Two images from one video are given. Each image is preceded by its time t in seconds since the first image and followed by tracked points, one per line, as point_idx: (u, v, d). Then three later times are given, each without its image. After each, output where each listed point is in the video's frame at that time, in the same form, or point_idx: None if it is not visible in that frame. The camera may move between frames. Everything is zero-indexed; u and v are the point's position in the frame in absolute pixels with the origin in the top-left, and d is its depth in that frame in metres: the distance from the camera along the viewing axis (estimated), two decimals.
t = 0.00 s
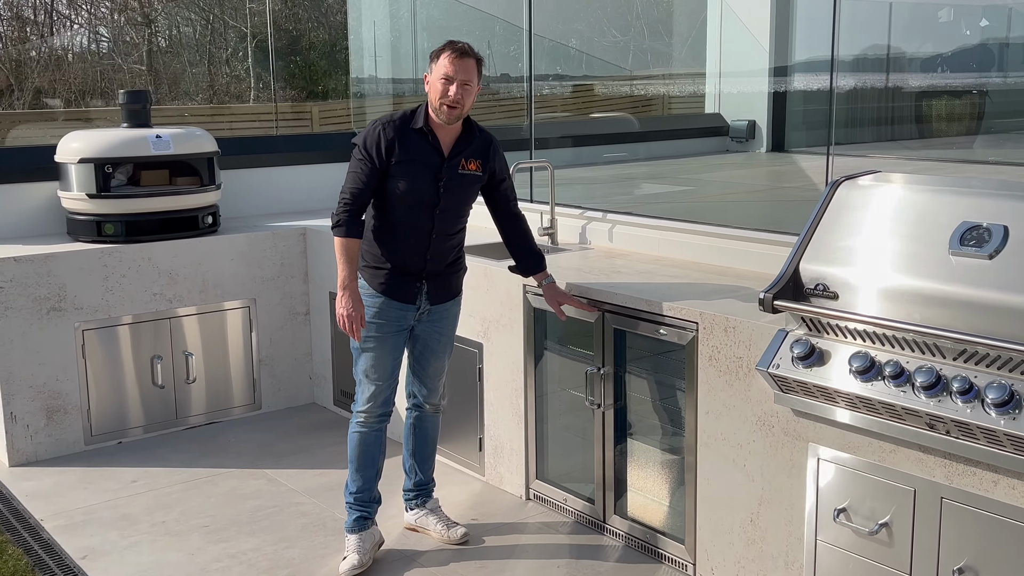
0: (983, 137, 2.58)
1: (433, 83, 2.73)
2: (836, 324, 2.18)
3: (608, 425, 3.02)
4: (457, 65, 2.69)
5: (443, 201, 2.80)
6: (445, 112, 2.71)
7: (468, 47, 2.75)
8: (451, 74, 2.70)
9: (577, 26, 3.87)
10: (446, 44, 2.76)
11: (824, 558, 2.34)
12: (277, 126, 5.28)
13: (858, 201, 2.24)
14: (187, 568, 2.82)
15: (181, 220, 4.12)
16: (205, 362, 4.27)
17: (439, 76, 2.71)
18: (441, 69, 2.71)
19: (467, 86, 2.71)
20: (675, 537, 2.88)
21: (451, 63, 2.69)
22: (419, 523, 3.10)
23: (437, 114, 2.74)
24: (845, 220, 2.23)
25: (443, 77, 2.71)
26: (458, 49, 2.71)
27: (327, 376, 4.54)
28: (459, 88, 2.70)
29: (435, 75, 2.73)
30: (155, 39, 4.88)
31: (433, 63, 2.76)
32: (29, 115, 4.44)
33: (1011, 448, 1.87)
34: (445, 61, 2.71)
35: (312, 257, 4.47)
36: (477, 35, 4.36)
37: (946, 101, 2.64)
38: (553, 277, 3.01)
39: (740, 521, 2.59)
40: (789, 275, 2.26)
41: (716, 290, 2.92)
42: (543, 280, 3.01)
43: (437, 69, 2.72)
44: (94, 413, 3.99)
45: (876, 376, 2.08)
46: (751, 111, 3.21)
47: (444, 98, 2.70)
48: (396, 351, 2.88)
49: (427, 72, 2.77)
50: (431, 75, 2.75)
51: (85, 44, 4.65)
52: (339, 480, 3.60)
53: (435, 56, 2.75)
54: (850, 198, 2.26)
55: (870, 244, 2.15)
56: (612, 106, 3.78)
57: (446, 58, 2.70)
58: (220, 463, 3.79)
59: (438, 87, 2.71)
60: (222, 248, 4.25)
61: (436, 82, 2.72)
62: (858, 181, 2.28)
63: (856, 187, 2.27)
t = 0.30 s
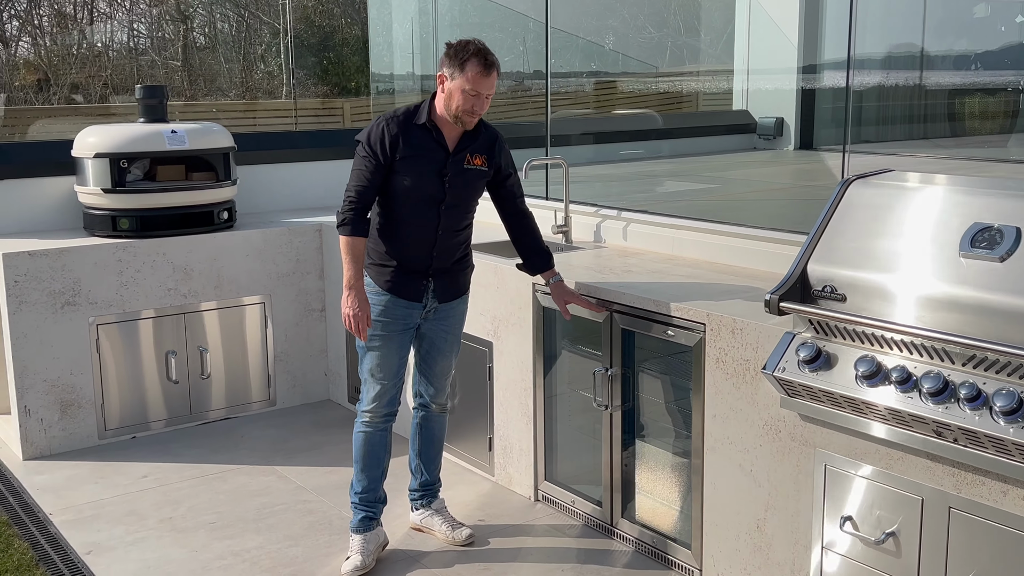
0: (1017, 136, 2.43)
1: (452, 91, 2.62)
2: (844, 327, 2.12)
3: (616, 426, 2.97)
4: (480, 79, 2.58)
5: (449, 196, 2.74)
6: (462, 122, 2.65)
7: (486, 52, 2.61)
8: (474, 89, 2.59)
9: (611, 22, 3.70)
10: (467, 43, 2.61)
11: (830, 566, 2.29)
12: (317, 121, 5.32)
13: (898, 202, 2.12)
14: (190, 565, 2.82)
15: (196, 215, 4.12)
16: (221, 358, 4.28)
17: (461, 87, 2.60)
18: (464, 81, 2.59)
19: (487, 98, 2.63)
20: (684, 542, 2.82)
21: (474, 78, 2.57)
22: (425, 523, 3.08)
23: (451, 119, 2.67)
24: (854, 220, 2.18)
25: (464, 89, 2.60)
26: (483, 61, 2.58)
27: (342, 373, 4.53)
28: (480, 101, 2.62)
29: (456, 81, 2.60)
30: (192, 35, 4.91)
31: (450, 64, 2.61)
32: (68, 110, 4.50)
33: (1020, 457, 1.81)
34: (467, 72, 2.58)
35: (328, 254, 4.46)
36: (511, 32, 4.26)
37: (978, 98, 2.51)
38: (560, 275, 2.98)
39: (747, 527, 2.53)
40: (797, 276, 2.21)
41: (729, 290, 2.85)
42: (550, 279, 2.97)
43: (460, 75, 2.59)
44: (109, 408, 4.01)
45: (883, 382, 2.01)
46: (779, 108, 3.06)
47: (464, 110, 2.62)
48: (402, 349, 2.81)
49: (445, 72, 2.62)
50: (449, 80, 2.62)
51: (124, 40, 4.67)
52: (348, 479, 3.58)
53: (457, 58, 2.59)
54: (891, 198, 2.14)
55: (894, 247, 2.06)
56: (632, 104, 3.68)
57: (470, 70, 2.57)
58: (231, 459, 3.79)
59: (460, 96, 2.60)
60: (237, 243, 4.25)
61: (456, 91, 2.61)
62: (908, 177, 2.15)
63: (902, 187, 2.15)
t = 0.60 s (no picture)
0: None
1: (473, 98, 2.59)
2: (852, 327, 2.08)
3: (625, 426, 2.92)
4: (503, 89, 2.59)
5: (457, 192, 2.73)
6: (475, 124, 2.67)
7: (504, 57, 2.58)
8: (496, 97, 2.60)
9: (640, 18, 3.58)
10: (486, 47, 2.56)
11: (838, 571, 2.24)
12: (339, 117, 5.33)
13: (929, 202, 2.05)
14: (195, 561, 2.84)
15: (210, 210, 4.13)
16: (235, 354, 4.28)
17: (485, 97, 2.59)
18: (489, 91, 2.58)
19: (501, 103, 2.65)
20: (693, 544, 2.77)
21: (500, 89, 2.58)
22: (432, 522, 3.06)
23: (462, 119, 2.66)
24: (865, 219, 2.15)
25: (487, 97, 2.59)
26: (508, 71, 2.57)
27: (355, 369, 4.52)
28: (497, 106, 2.64)
29: (479, 89, 2.57)
30: (220, 30, 4.95)
31: (470, 70, 2.56)
32: (97, 105, 4.55)
33: None
34: (492, 82, 2.57)
35: (342, 250, 4.45)
36: (538, 28, 4.16)
37: (1006, 94, 2.42)
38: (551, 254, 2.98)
39: (755, 529, 2.49)
40: (806, 274, 2.17)
41: (741, 289, 2.80)
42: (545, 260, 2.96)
43: (482, 82, 2.56)
44: (122, 402, 4.03)
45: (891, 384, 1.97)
46: (803, 103, 2.98)
47: (482, 116, 2.64)
48: (409, 347, 2.79)
49: (465, 78, 2.57)
50: (469, 87, 2.58)
51: (153, 36, 4.73)
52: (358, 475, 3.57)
53: (480, 65, 2.55)
54: (924, 197, 2.07)
55: (913, 250, 2.01)
56: (652, 99, 3.60)
57: (496, 82, 2.57)
58: (242, 454, 3.79)
59: (482, 103, 2.60)
60: (252, 239, 4.25)
61: (478, 99, 2.59)
62: (944, 176, 2.07)
63: (936, 186, 2.07)
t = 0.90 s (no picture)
0: None
1: (482, 88, 2.57)
2: (863, 326, 2.05)
3: (635, 425, 2.90)
4: (512, 78, 2.58)
5: (469, 186, 2.71)
6: (485, 115, 2.64)
7: (511, 46, 2.57)
8: (505, 85, 2.58)
9: (659, 14, 3.52)
10: (492, 36, 2.55)
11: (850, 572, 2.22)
12: (355, 112, 5.37)
13: (947, 199, 2.02)
14: (204, 558, 2.85)
15: (223, 206, 4.14)
16: (248, 350, 4.29)
17: (494, 85, 2.57)
18: (498, 80, 2.56)
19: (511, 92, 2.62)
20: (703, 545, 2.74)
21: (509, 77, 2.56)
22: (442, 520, 3.05)
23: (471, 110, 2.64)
24: (878, 216, 2.12)
25: (496, 86, 2.57)
26: (516, 58, 2.55)
27: (368, 365, 4.51)
28: (506, 95, 2.62)
29: (486, 78, 2.56)
30: (240, 26, 4.97)
31: (478, 59, 2.54)
32: (115, 101, 4.60)
33: None
34: (501, 70, 2.55)
35: (355, 246, 4.44)
36: (555, 23, 4.11)
37: None
38: (556, 255, 2.93)
39: (766, 530, 2.46)
40: (816, 273, 2.14)
41: (754, 287, 2.76)
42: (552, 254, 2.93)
43: (490, 71, 2.55)
44: (134, 398, 4.04)
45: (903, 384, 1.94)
46: (820, 99, 2.93)
47: (492, 106, 2.62)
48: (421, 344, 2.76)
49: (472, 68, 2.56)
50: (478, 76, 2.56)
51: (173, 32, 4.77)
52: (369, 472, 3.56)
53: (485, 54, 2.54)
54: (946, 195, 2.03)
55: (930, 248, 1.97)
56: (668, 95, 3.57)
57: (505, 70, 2.55)
58: (253, 451, 3.79)
59: (489, 92, 2.58)
60: (264, 235, 4.25)
61: (487, 88, 2.57)
62: (966, 174, 2.03)
63: (959, 184, 2.03)
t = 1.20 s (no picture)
0: None
1: (488, 77, 2.56)
2: (876, 324, 2.03)
3: (646, 423, 2.88)
4: (518, 64, 2.56)
5: (479, 178, 2.70)
6: (492, 106, 2.62)
7: (513, 33, 2.57)
8: (511, 73, 2.56)
9: (671, 10, 3.50)
10: (493, 25, 2.56)
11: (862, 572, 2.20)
12: (367, 111, 5.32)
13: (960, 195, 1.99)
14: (213, 556, 2.86)
15: (233, 204, 4.14)
16: (259, 347, 4.29)
17: (500, 72, 2.55)
18: (502, 66, 2.54)
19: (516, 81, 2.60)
20: (715, 543, 2.73)
21: (514, 63, 2.55)
22: (451, 518, 3.04)
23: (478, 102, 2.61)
24: (890, 212, 2.10)
25: (501, 73, 2.56)
26: (519, 44, 2.55)
27: (378, 363, 4.51)
28: (512, 84, 2.60)
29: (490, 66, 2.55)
30: (252, 24, 4.98)
31: (483, 49, 2.53)
32: (128, 98, 4.61)
33: None
34: (506, 56, 2.54)
35: (365, 244, 4.44)
36: (566, 20, 4.09)
37: None
38: (568, 251, 2.92)
39: (777, 529, 2.45)
40: (828, 270, 2.12)
41: (766, 284, 2.74)
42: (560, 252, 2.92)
43: (494, 59, 2.53)
44: (145, 395, 4.05)
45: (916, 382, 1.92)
46: (833, 95, 2.91)
47: (498, 96, 2.60)
48: (431, 343, 2.75)
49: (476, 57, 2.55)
50: (483, 64, 2.54)
51: (186, 31, 4.79)
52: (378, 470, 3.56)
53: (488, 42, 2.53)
54: (959, 190, 2.01)
55: (942, 244, 1.95)
56: (682, 91, 3.53)
57: (510, 56, 2.54)
58: (264, 448, 3.79)
59: (494, 80, 2.56)
60: (275, 232, 4.25)
61: (492, 76, 2.56)
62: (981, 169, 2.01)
63: (972, 179, 2.01)
